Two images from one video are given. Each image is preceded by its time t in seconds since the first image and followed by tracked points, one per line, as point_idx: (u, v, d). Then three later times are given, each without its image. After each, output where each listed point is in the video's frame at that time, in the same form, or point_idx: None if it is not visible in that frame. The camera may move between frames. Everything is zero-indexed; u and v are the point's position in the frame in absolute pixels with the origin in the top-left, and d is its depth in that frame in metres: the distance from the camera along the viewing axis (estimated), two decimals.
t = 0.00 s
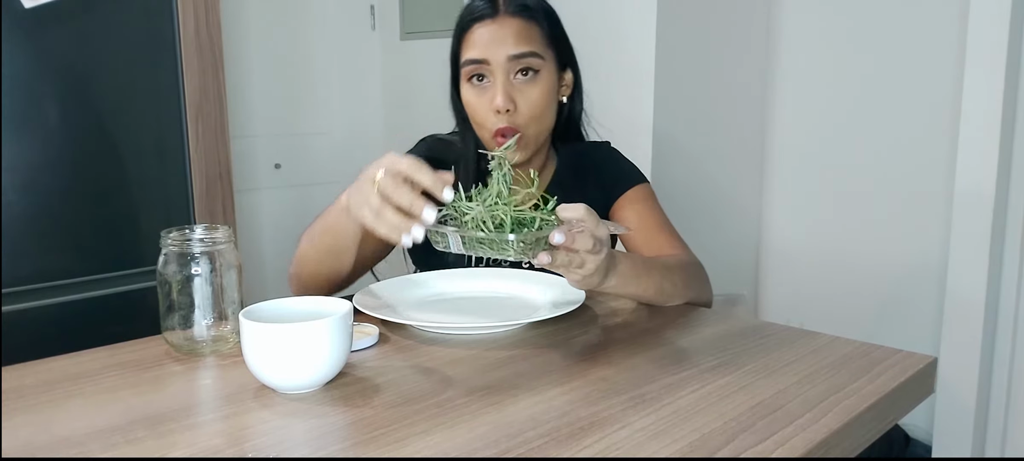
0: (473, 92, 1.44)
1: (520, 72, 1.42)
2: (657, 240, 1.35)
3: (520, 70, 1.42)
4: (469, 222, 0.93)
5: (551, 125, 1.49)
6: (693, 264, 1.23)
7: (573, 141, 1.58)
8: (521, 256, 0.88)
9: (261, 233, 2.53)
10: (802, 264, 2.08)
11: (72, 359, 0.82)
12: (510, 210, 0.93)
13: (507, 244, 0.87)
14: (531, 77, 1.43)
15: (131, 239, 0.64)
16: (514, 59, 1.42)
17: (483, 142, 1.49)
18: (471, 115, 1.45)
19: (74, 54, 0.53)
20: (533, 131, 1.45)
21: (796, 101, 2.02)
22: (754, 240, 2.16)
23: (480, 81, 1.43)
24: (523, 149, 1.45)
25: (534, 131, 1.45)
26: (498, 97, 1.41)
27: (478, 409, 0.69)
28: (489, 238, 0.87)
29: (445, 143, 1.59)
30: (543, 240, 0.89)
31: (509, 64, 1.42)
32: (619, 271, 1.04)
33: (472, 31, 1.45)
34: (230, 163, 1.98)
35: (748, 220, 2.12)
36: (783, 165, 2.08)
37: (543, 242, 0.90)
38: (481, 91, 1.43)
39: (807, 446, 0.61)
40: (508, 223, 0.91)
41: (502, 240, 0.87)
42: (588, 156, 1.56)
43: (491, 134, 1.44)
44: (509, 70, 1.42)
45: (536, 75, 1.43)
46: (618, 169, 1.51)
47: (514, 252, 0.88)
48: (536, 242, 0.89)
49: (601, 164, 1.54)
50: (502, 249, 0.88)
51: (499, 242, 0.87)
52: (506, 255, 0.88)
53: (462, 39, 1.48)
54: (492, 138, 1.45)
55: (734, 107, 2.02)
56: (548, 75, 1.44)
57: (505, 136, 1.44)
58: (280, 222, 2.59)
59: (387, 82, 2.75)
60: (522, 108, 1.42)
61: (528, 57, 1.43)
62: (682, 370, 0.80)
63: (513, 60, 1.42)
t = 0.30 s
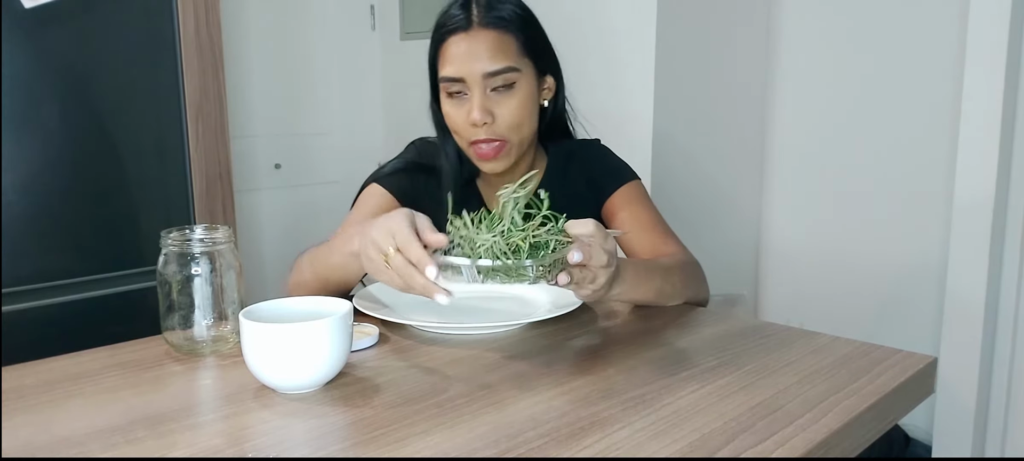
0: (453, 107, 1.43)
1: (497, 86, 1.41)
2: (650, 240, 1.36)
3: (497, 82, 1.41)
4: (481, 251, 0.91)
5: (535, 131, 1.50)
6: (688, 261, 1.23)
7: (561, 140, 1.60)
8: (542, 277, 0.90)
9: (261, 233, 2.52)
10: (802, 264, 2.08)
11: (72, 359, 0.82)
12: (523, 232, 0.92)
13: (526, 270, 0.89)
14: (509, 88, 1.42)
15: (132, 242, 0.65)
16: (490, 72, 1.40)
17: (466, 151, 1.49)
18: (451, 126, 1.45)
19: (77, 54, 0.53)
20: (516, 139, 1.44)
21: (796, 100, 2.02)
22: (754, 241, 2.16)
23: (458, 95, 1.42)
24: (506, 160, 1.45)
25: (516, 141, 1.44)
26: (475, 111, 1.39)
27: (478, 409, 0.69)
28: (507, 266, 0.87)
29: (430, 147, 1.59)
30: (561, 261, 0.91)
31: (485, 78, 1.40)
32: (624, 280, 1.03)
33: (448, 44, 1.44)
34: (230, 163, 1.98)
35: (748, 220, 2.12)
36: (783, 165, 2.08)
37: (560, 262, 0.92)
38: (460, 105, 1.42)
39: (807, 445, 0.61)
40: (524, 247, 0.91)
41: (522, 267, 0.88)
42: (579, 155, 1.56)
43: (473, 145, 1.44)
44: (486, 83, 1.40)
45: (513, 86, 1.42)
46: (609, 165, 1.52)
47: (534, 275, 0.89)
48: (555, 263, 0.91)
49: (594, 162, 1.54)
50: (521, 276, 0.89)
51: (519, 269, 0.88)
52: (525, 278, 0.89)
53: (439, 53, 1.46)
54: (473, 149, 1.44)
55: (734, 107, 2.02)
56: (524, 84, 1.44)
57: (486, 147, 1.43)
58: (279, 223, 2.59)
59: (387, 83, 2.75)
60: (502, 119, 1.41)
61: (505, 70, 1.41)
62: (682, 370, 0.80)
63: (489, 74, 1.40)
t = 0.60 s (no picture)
0: (459, 92, 1.44)
1: (506, 75, 1.41)
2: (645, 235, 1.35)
3: (505, 72, 1.41)
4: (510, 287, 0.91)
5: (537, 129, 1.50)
6: (684, 257, 1.22)
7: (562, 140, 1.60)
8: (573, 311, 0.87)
9: (260, 233, 2.52)
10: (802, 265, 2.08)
11: (73, 359, 0.82)
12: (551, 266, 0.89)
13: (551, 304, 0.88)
14: (518, 79, 1.42)
15: (123, 260, 0.64)
16: (499, 62, 1.41)
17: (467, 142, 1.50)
18: (456, 114, 1.46)
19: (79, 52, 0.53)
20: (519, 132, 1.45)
21: (796, 100, 2.03)
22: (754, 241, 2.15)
23: (466, 83, 1.43)
24: (508, 149, 1.46)
25: (520, 131, 1.45)
26: (482, 98, 1.41)
27: (478, 409, 0.69)
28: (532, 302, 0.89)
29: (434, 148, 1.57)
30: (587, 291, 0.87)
31: (495, 66, 1.41)
32: (639, 286, 0.99)
33: (460, 31, 1.45)
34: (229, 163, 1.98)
35: (748, 221, 2.12)
36: (783, 165, 2.08)
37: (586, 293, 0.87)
38: (466, 91, 1.43)
39: (807, 446, 0.61)
40: (552, 283, 0.88)
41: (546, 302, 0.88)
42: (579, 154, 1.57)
43: (477, 133, 1.45)
44: (494, 72, 1.41)
45: (522, 78, 1.42)
46: (609, 166, 1.53)
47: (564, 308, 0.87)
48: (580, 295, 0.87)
49: (595, 162, 1.55)
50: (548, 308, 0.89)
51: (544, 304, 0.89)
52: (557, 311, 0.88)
53: (451, 38, 1.47)
54: (476, 136, 1.45)
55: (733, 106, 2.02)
56: (534, 78, 1.44)
57: (490, 135, 1.44)
58: (279, 223, 2.58)
59: (387, 83, 2.76)
60: (507, 109, 1.41)
61: (516, 61, 1.42)
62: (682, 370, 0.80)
63: (500, 63, 1.41)
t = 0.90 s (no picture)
0: (487, 70, 1.45)
1: (536, 63, 1.45)
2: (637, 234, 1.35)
3: (536, 60, 1.44)
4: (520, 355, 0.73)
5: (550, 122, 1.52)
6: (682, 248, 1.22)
7: (571, 142, 1.58)
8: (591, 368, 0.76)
9: (261, 233, 2.52)
10: (802, 264, 2.08)
11: (72, 359, 0.82)
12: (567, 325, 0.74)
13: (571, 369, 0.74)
14: (545, 69, 1.45)
15: (126, 261, 0.65)
16: (533, 48, 1.44)
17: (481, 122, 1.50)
18: (478, 90, 1.46)
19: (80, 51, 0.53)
20: (537, 118, 1.47)
21: (796, 99, 2.02)
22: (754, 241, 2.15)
23: (496, 62, 1.44)
24: (521, 133, 1.47)
25: (537, 119, 1.47)
26: (510, 76, 1.43)
27: (478, 409, 0.69)
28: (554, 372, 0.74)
29: (440, 147, 1.59)
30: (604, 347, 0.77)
31: (529, 51, 1.44)
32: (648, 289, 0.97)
33: (497, 13, 1.46)
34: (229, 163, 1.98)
35: (748, 221, 2.12)
36: (783, 165, 2.08)
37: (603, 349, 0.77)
38: (494, 70, 1.44)
39: (808, 446, 0.61)
40: (571, 345, 0.74)
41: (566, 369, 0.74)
42: (582, 151, 1.56)
43: (495, 110, 1.45)
44: (527, 57, 1.44)
45: (549, 68, 1.46)
46: (612, 166, 1.52)
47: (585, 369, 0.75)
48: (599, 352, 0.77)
49: (598, 161, 1.54)
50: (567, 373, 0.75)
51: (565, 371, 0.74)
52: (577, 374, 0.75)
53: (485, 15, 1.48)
54: (493, 114, 1.46)
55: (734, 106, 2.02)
56: (560, 71, 1.47)
57: (508, 115, 1.45)
58: (279, 223, 2.58)
59: (387, 83, 2.76)
60: (532, 94, 1.44)
61: (547, 50, 1.45)
62: (682, 370, 0.80)
63: (533, 49, 1.44)
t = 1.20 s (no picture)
0: (476, 63, 1.43)
1: (524, 52, 1.42)
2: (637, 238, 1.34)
3: (523, 49, 1.42)
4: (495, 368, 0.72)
5: (547, 114, 1.48)
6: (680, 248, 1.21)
7: (574, 139, 1.60)
8: (571, 392, 0.71)
9: (261, 233, 2.52)
10: (803, 263, 2.08)
11: (72, 359, 0.82)
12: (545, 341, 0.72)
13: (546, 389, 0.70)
14: (534, 58, 1.43)
15: (131, 263, 0.66)
16: (520, 38, 1.42)
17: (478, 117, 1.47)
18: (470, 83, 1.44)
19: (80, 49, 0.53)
20: (529, 107, 1.43)
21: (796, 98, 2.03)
22: (755, 240, 2.15)
23: (486, 56, 1.42)
24: (514, 121, 1.42)
25: (529, 107, 1.43)
26: (497, 65, 1.40)
27: (478, 408, 0.69)
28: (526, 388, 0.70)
29: (442, 143, 1.60)
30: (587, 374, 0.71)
31: (515, 40, 1.42)
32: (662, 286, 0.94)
33: (489, 8, 1.46)
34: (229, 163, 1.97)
35: (749, 220, 2.12)
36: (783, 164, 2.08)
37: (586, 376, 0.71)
38: (483, 62, 1.42)
39: (808, 446, 0.61)
40: (545, 362, 0.70)
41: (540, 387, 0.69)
42: (583, 149, 1.56)
43: (486, 101, 1.41)
44: (514, 47, 1.42)
45: (538, 57, 1.43)
46: (614, 164, 1.50)
47: (563, 390, 0.70)
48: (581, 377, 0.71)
49: (600, 160, 1.53)
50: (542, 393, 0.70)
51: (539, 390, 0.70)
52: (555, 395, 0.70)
53: (479, 15, 1.48)
54: (485, 105, 1.42)
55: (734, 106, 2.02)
56: (550, 60, 1.45)
57: (500, 105, 1.41)
58: (279, 223, 2.58)
59: (387, 83, 2.76)
60: (520, 82, 1.41)
61: (534, 39, 1.43)
62: (682, 370, 0.80)
63: (520, 38, 1.42)
